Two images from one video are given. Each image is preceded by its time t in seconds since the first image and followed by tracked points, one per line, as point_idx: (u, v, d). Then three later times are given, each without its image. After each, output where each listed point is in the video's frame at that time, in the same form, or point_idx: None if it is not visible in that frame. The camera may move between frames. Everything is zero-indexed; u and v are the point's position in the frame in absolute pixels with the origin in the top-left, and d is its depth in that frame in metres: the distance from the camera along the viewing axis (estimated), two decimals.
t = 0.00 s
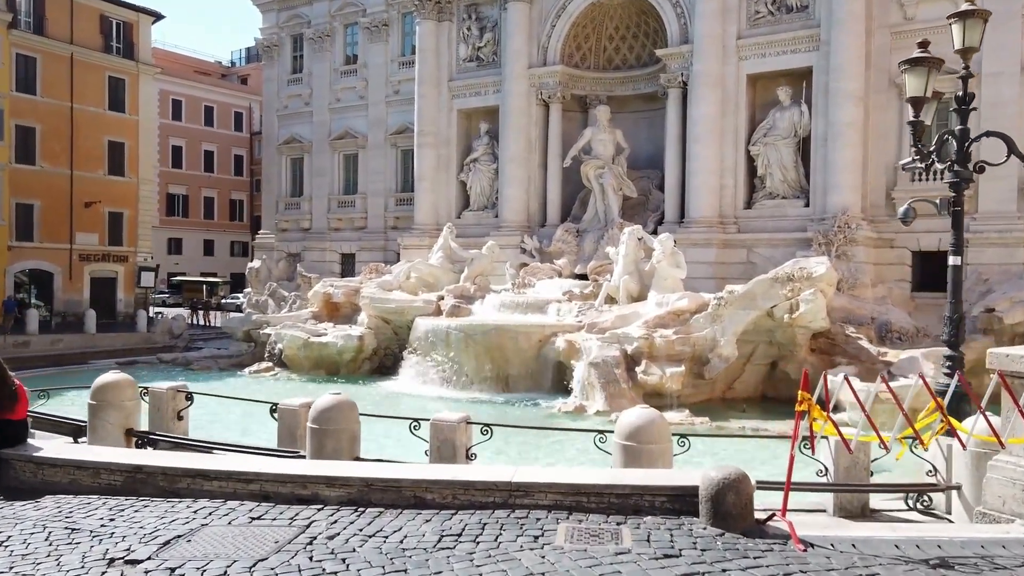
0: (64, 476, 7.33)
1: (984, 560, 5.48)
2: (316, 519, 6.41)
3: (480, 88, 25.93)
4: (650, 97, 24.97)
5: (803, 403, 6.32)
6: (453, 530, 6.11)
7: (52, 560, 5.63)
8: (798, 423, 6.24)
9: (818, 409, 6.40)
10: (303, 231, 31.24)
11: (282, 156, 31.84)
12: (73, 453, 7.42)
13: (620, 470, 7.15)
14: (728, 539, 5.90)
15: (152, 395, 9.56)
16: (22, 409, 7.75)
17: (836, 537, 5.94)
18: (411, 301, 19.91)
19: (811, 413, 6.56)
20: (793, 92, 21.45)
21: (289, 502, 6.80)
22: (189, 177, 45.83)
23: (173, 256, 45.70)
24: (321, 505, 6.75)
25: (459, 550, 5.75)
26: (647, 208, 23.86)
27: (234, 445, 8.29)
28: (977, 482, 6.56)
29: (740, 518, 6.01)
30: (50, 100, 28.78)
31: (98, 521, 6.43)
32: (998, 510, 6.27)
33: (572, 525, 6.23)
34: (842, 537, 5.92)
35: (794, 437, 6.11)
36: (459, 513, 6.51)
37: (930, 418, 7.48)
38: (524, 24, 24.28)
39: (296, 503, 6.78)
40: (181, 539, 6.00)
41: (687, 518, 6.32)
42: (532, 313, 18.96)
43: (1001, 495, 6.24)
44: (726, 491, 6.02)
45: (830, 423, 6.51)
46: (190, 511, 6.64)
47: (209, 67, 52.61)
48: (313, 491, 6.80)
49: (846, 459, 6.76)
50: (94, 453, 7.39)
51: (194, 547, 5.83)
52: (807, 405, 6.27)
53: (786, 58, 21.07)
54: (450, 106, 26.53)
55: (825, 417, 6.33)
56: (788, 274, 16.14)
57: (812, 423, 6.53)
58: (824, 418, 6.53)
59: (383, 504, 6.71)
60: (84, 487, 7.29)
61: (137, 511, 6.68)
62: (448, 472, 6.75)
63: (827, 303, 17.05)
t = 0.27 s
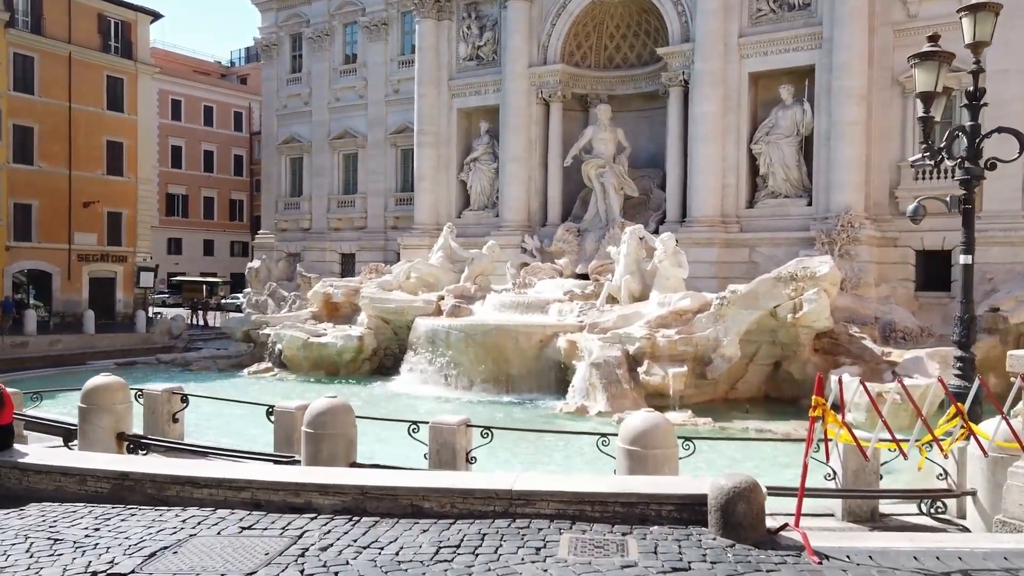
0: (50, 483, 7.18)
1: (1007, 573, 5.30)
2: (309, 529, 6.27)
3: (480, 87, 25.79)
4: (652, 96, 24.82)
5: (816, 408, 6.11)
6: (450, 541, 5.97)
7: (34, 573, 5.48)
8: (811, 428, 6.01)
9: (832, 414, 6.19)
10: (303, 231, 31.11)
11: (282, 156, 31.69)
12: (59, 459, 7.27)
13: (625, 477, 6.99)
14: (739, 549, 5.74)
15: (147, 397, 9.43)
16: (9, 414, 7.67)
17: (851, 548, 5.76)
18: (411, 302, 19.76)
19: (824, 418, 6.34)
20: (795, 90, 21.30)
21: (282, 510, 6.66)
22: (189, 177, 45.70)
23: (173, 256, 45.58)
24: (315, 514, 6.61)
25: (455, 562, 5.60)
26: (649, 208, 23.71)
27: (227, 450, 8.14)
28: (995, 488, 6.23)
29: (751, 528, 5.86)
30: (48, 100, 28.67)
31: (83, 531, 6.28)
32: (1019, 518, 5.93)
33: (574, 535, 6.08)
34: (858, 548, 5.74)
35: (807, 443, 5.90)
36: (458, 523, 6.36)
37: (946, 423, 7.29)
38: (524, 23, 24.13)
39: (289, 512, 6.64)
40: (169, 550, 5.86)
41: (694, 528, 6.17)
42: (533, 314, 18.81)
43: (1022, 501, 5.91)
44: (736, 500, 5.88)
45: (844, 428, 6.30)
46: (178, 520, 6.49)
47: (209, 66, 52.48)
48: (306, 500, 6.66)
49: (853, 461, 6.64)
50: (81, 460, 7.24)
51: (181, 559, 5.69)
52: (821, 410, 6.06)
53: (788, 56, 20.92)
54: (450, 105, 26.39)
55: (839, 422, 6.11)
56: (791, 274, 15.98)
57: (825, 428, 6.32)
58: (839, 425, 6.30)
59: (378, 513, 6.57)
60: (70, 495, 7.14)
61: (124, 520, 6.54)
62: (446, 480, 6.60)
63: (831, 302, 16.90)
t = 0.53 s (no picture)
0: (38, 489, 7.06)
1: None
2: (304, 538, 6.15)
3: (480, 87, 25.68)
4: (653, 95, 24.70)
5: (832, 412, 5.99)
6: (449, 551, 5.85)
7: None
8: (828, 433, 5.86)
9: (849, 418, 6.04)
10: (303, 231, 30.98)
11: (281, 155, 31.56)
12: (47, 464, 7.15)
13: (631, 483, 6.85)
14: (751, 561, 5.62)
15: (142, 399, 9.31)
16: None
17: (870, 561, 5.59)
18: (411, 302, 19.64)
19: (840, 422, 6.22)
20: (798, 89, 21.18)
21: (276, 518, 6.54)
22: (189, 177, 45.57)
23: (173, 256, 45.45)
24: (310, 522, 6.49)
25: (454, 573, 5.48)
26: (650, 207, 23.57)
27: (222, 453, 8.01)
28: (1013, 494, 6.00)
29: (765, 538, 5.71)
30: (47, 100, 28.55)
31: (70, 540, 6.16)
32: None
33: (579, 544, 5.96)
34: (877, 559, 5.59)
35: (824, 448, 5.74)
36: (459, 531, 6.24)
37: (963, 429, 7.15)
38: (524, 21, 24.01)
39: (284, 519, 6.53)
40: (158, 561, 5.73)
41: (705, 536, 6.05)
42: (534, 314, 18.67)
43: None
44: (749, 508, 5.73)
45: (860, 433, 6.18)
46: (169, 529, 6.38)
47: (209, 66, 52.36)
48: (301, 507, 6.55)
49: (864, 464, 6.51)
50: (70, 465, 7.12)
51: (169, 569, 5.56)
52: (837, 414, 5.94)
53: (790, 54, 20.80)
54: (450, 104, 26.27)
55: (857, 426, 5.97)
56: (794, 273, 15.86)
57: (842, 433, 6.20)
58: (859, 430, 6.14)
59: (376, 521, 6.45)
60: (58, 501, 7.02)
61: (112, 528, 6.42)
62: (447, 487, 6.47)
63: (834, 302, 16.77)
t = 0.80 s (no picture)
0: (25, 496, 6.89)
1: None
2: (300, 548, 5.99)
3: (481, 85, 25.55)
4: (655, 94, 24.55)
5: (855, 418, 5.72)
6: (450, 562, 5.70)
7: None
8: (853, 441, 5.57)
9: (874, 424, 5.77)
10: (302, 230, 30.83)
11: (281, 154, 31.40)
12: (35, 470, 6.98)
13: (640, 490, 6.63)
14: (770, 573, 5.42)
15: (138, 400, 9.18)
16: None
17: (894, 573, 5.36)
18: (411, 301, 19.50)
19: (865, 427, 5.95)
20: (801, 88, 21.03)
21: (270, 527, 6.38)
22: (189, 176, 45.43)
23: (172, 256, 45.30)
24: (307, 531, 6.34)
25: None
26: (651, 207, 23.44)
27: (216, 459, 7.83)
28: None
29: (784, 549, 5.54)
30: (46, 99, 28.40)
31: (55, 551, 5.99)
32: None
33: (587, 555, 5.80)
34: (904, 571, 5.35)
35: (847, 454, 5.48)
36: (463, 541, 6.09)
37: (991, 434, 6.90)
38: (525, 19, 23.87)
39: (279, 528, 6.37)
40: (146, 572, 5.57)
41: (721, 547, 5.88)
42: (535, 314, 18.53)
43: None
44: (768, 519, 5.57)
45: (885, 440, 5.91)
46: (159, 538, 6.21)
47: (209, 65, 52.22)
48: (297, 515, 6.39)
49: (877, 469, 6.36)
50: (58, 471, 6.94)
51: None
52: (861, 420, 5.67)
53: (793, 52, 20.66)
54: (451, 103, 26.12)
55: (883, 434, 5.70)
56: (797, 273, 15.71)
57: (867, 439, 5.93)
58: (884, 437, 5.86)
59: (375, 531, 6.29)
60: (45, 508, 6.85)
61: (100, 538, 6.25)
62: (451, 495, 6.30)
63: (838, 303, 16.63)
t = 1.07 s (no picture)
0: (13, 503, 6.68)
1: None
2: (297, 560, 5.73)
3: (481, 84, 25.42)
4: (657, 93, 24.41)
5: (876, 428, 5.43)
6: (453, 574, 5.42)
7: None
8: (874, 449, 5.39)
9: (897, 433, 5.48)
10: (302, 230, 30.71)
11: (280, 153, 31.27)
12: (24, 477, 6.78)
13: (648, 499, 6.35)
14: None
15: (134, 403, 9.06)
16: None
17: None
18: (411, 301, 19.37)
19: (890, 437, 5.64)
20: (804, 86, 20.90)
21: (266, 537, 6.13)
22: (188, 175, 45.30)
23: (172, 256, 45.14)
24: (304, 542, 6.04)
25: None
26: (652, 206, 23.31)
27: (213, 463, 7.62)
28: None
29: (803, 562, 5.04)
30: (44, 98, 28.27)
31: (42, 561, 5.77)
32: None
33: (595, 568, 5.50)
34: None
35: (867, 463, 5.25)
36: (466, 554, 5.78)
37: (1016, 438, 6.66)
38: (526, 17, 23.75)
39: (275, 539, 6.11)
40: None
41: (735, 560, 5.53)
42: (536, 314, 18.40)
43: None
44: (785, 532, 5.07)
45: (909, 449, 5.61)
46: (150, 549, 5.95)
47: (208, 64, 52.09)
48: (294, 526, 6.10)
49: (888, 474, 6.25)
50: (48, 477, 6.74)
51: None
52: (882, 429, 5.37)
53: (795, 51, 20.53)
54: (451, 102, 26.00)
55: (907, 443, 5.50)
56: (801, 273, 15.55)
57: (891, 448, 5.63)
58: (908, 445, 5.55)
59: (374, 541, 6.01)
60: (35, 516, 6.65)
61: (90, 548, 6.03)
62: (452, 506, 5.98)
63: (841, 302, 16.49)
